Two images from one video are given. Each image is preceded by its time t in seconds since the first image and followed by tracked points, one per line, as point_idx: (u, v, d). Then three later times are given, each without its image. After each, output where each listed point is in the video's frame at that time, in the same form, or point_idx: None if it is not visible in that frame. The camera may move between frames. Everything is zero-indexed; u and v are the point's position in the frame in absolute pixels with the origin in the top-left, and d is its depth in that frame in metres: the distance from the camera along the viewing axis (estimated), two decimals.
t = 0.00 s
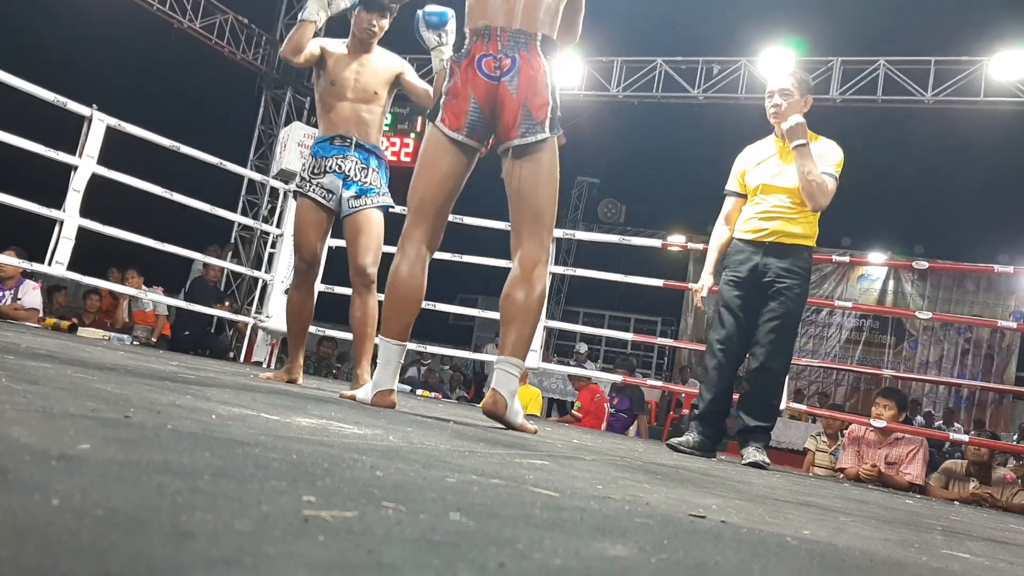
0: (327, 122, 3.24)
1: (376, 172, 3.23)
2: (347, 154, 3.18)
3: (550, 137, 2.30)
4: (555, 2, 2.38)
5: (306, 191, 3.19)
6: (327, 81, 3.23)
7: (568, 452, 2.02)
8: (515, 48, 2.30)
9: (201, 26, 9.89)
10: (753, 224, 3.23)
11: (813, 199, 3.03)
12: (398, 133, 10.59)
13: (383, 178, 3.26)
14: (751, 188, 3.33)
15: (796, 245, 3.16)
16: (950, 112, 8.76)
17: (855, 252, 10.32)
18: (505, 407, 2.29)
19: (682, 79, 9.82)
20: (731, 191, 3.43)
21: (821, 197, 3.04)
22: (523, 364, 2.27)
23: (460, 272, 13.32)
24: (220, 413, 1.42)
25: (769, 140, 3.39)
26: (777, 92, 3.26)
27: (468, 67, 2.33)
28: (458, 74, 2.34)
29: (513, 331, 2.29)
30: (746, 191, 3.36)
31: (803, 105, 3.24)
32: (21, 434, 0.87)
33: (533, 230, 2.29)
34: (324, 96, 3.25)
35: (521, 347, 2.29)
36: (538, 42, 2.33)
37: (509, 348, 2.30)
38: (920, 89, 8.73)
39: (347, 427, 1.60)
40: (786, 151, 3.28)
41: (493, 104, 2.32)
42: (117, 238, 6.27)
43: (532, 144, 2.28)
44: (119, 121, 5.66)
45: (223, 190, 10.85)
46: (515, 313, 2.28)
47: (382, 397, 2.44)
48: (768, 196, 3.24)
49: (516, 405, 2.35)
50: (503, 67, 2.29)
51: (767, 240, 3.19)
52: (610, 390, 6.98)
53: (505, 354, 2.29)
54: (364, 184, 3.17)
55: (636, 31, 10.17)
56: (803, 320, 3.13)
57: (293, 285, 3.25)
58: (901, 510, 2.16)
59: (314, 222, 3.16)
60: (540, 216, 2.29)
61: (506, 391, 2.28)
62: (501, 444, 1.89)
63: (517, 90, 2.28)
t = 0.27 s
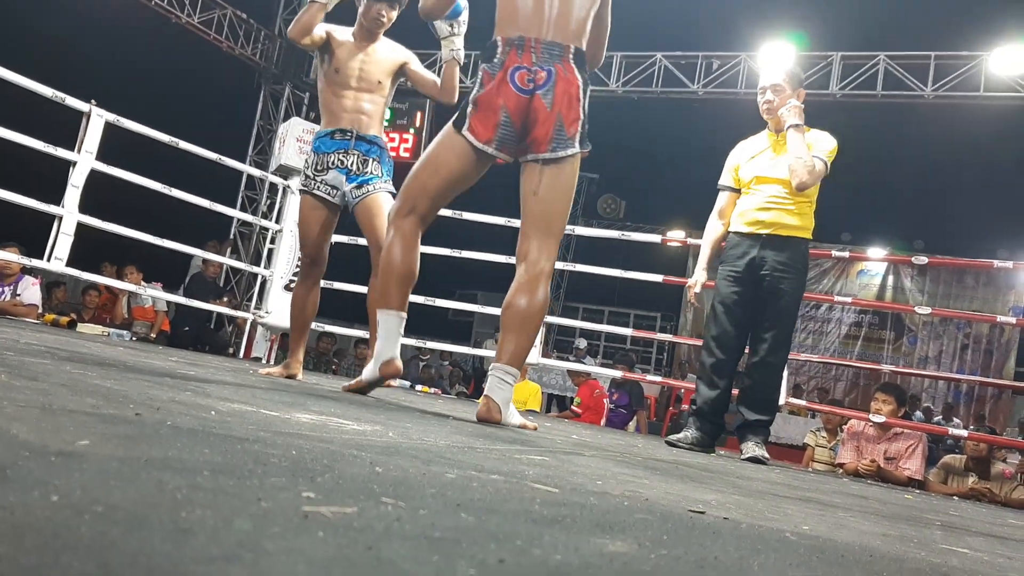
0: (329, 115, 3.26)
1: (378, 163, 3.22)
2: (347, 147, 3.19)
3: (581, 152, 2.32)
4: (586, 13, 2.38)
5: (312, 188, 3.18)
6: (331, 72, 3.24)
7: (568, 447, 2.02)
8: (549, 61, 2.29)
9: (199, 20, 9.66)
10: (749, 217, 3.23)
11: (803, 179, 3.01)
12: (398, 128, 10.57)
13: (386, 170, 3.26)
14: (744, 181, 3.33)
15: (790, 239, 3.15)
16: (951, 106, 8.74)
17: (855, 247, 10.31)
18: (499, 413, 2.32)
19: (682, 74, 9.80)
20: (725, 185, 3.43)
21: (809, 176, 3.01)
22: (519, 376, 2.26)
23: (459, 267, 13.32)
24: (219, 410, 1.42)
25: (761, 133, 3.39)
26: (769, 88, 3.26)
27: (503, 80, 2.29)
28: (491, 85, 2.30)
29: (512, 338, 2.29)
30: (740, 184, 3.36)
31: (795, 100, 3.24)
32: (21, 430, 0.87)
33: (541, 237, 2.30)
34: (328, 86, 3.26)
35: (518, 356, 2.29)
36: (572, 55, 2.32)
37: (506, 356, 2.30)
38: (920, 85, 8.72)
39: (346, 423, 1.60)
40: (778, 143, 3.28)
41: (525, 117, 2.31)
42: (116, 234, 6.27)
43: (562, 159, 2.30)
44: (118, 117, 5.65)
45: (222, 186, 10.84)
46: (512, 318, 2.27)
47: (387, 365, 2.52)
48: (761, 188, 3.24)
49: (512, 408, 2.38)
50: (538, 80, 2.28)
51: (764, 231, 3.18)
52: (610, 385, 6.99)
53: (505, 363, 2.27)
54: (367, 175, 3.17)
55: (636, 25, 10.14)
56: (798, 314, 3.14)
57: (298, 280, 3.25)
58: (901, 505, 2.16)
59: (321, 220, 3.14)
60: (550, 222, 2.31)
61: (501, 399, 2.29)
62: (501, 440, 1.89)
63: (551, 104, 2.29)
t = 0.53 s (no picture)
0: (346, 111, 3.23)
1: (394, 162, 3.22)
2: (363, 144, 3.16)
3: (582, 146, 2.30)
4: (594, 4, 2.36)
5: (324, 184, 3.17)
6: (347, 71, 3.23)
7: (568, 444, 2.02)
8: (553, 52, 2.27)
9: (197, 15, 9.64)
10: (745, 211, 3.22)
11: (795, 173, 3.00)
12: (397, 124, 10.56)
13: (402, 169, 3.26)
14: (741, 175, 3.33)
15: (787, 233, 3.14)
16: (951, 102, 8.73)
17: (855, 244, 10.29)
18: (500, 406, 2.31)
19: (681, 68, 9.79)
20: (722, 179, 3.42)
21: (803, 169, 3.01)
22: (520, 368, 2.29)
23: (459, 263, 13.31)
24: (217, 406, 1.42)
25: (757, 129, 3.39)
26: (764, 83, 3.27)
27: (504, 68, 2.29)
28: (493, 74, 2.31)
29: (514, 332, 2.29)
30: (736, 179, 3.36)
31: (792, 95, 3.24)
32: (18, 427, 0.87)
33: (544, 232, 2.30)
34: (344, 87, 3.24)
35: (520, 350, 2.30)
36: (577, 48, 2.29)
37: (507, 349, 2.31)
38: (921, 79, 8.71)
39: (344, 420, 1.60)
40: (774, 138, 3.29)
41: (526, 107, 2.30)
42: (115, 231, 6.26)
43: (561, 152, 2.28)
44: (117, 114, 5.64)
45: (222, 182, 10.83)
46: (513, 312, 2.28)
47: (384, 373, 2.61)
48: (757, 182, 3.23)
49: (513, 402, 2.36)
50: (540, 71, 2.26)
51: (760, 225, 3.17)
52: (610, 382, 7.00)
53: (506, 356, 2.28)
54: (383, 175, 3.17)
55: (635, 20, 10.13)
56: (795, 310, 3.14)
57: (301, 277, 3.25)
58: (900, 502, 2.17)
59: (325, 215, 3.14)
60: (552, 218, 2.31)
61: (504, 392, 2.30)
62: (500, 436, 1.89)
63: (553, 95, 2.26)
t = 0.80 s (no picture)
0: (362, 107, 3.25)
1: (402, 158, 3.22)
2: (372, 140, 3.17)
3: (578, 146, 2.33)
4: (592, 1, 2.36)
5: (331, 180, 3.14)
6: (364, 64, 3.28)
7: (568, 441, 2.02)
8: (553, 53, 2.28)
9: (196, 12, 9.83)
10: (742, 208, 3.21)
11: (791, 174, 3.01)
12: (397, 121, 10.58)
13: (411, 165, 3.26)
14: (738, 173, 3.32)
15: (785, 230, 3.14)
16: (950, 98, 8.75)
17: (854, 240, 10.31)
18: (501, 402, 2.30)
19: (681, 65, 9.79)
20: (719, 176, 3.41)
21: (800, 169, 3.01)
22: (523, 365, 2.27)
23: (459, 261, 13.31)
24: (216, 404, 1.42)
25: (756, 126, 3.39)
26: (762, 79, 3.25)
27: (505, 67, 2.26)
28: (492, 72, 2.27)
29: (517, 328, 2.31)
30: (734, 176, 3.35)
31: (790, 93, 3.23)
32: (17, 424, 0.87)
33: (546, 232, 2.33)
34: (361, 79, 3.29)
35: (521, 346, 2.31)
36: (575, 49, 2.32)
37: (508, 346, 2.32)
38: (920, 75, 8.72)
39: (344, 417, 1.60)
40: (772, 136, 3.28)
41: (525, 107, 2.29)
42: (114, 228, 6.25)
43: (559, 152, 2.31)
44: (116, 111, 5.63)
45: (221, 179, 10.83)
46: (515, 310, 2.31)
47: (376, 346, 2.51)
48: (755, 179, 3.23)
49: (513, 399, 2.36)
50: (540, 72, 2.26)
51: (757, 223, 3.17)
52: (609, 378, 7.02)
53: (509, 353, 2.29)
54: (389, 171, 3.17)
55: (634, 17, 10.15)
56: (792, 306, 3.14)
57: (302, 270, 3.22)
58: (900, 498, 2.17)
59: (330, 210, 3.10)
60: (554, 217, 2.33)
61: (506, 388, 2.28)
62: (501, 434, 1.88)
63: (552, 97, 2.27)
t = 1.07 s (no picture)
0: (352, 103, 3.23)
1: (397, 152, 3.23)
2: (367, 133, 3.16)
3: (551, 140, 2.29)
4: None
5: (328, 173, 3.19)
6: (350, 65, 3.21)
7: (567, 439, 2.02)
8: (515, 45, 2.26)
9: (196, 9, 9.78)
10: (741, 205, 3.21)
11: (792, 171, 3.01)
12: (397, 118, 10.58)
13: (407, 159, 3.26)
14: (739, 169, 3.32)
15: (785, 227, 3.14)
16: (949, 96, 8.75)
17: (854, 238, 10.33)
18: (501, 400, 2.33)
19: (681, 62, 9.80)
20: (720, 173, 3.42)
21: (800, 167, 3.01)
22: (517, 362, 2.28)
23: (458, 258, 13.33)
24: (215, 400, 1.42)
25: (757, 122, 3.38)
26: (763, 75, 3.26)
27: (466, 62, 2.29)
28: (455, 67, 2.30)
29: (510, 327, 2.32)
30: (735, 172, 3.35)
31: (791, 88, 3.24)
32: (17, 421, 0.87)
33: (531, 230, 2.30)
34: (348, 79, 3.24)
35: (516, 343, 2.34)
36: (540, 39, 2.28)
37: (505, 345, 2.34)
38: (920, 73, 8.72)
39: (344, 414, 1.60)
40: (772, 132, 3.28)
41: (489, 101, 2.29)
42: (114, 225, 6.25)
43: (530, 145, 2.27)
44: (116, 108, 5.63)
45: (221, 176, 10.85)
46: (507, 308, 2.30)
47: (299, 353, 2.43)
48: (755, 176, 3.23)
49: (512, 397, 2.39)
50: (502, 64, 2.26)
51: (757, 220, 3.17)
52: (609, 375, 7.03)
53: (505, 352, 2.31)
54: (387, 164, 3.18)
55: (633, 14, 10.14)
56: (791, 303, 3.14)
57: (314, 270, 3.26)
58: (899, 496, 2.17)
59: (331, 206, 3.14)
60: (539, 213, 2.30)
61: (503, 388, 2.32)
62: (500, 431, 1.88)
63: (515, 88, 2.26)
